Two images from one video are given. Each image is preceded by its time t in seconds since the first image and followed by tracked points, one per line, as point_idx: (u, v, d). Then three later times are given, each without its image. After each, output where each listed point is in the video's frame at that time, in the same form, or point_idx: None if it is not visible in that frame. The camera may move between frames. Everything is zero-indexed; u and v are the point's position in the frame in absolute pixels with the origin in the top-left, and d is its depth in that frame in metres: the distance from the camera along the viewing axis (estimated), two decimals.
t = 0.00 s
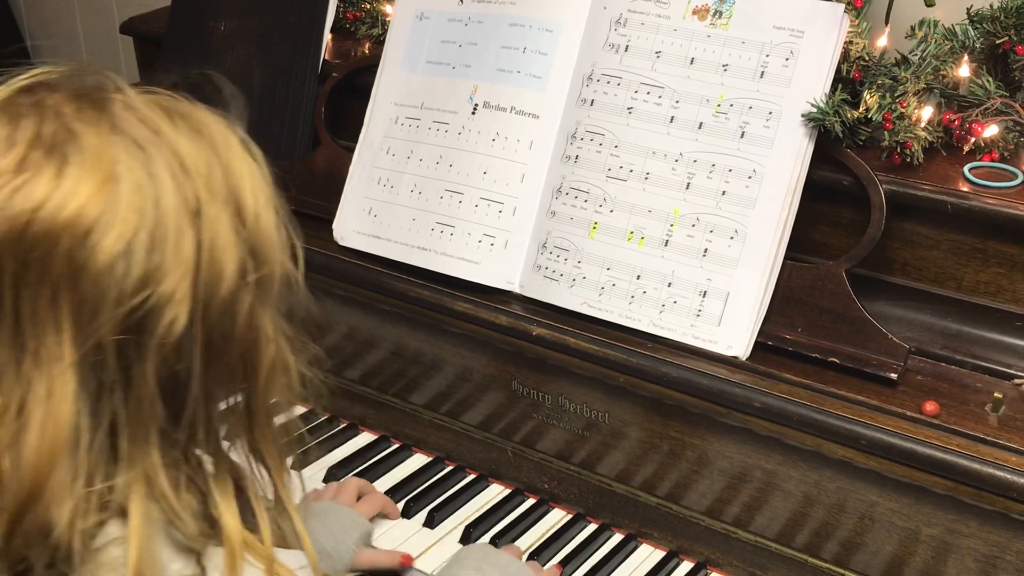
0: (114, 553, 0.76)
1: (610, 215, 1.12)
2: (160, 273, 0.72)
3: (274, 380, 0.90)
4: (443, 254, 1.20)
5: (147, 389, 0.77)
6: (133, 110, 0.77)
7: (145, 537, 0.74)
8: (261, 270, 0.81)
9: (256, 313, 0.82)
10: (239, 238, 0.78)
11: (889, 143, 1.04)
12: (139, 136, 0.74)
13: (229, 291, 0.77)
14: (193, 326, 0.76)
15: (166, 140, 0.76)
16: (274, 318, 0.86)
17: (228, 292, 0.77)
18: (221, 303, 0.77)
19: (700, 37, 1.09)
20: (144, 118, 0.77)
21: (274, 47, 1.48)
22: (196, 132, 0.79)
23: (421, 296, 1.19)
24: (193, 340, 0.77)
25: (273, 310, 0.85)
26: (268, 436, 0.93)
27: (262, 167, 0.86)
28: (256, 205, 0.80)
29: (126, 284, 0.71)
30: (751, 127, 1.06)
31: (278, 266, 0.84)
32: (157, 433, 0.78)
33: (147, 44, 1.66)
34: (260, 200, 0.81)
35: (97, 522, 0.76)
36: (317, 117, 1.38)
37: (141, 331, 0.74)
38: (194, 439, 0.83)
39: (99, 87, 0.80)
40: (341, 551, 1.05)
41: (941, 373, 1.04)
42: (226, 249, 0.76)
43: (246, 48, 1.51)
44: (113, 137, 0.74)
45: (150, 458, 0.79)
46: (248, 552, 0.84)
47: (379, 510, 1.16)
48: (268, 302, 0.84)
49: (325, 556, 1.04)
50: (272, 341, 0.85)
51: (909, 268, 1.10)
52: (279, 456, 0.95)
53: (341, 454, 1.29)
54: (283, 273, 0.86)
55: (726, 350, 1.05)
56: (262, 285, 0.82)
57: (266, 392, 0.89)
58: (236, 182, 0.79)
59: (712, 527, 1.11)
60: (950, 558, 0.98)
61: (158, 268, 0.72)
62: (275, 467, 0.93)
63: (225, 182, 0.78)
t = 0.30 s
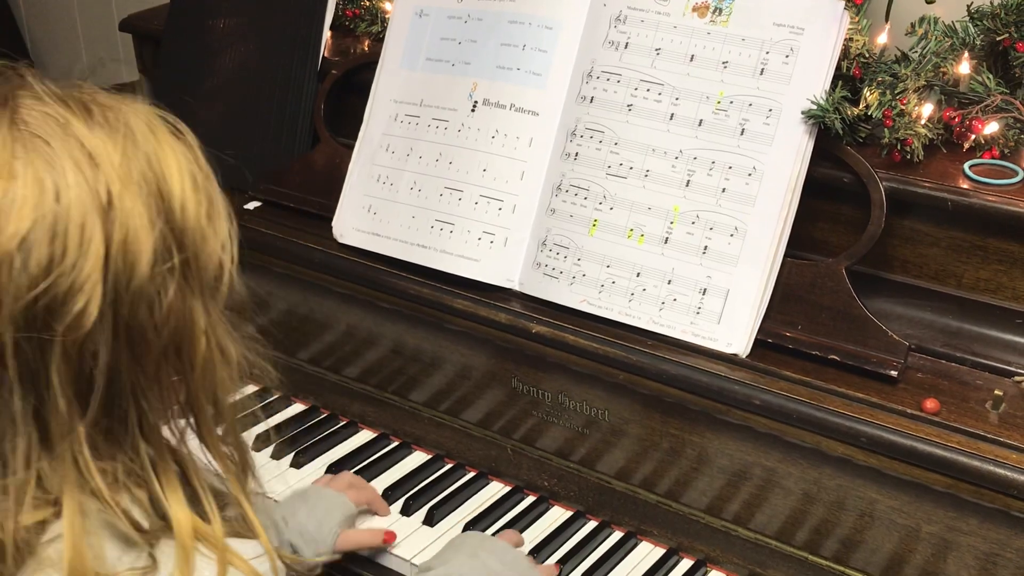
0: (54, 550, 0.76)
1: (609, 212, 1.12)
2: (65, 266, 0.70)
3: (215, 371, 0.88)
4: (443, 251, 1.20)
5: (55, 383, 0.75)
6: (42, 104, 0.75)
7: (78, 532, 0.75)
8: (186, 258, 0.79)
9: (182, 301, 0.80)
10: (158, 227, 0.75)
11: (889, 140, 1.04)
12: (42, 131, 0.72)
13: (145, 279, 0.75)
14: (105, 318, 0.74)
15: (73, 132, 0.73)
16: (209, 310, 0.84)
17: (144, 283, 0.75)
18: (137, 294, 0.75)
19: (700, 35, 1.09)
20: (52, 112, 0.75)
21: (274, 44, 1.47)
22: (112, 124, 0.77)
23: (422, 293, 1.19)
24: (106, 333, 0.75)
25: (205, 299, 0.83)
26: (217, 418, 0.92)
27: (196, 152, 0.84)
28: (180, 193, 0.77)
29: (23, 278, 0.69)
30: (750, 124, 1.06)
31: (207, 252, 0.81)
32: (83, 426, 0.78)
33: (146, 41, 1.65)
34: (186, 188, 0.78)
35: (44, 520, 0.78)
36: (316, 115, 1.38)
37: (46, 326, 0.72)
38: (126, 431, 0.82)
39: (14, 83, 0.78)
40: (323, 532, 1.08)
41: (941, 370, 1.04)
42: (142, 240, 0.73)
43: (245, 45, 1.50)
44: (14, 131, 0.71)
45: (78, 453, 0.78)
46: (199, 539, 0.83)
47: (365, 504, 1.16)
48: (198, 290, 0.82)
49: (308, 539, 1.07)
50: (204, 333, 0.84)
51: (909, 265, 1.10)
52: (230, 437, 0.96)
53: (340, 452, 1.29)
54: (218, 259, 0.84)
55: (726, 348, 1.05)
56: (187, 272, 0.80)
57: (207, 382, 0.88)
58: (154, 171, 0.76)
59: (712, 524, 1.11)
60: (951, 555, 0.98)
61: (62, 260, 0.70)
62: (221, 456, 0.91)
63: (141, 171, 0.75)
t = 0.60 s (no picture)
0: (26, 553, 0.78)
1: (609, 209, 1.12)
2: (50, 254, 0.74)
3: (191, 373, 0.93)
4: (443, 248, 1.19)
5: (34, 373, 0.78)
6: (32, 103, 0.80)
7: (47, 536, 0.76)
8: (168, 256, 0.84)
9: (162, 296, 0.84)
10: (141, 224, 0.81)
11: (889, 136, 1.04)
12: (31, 126, 0.77)
13: (126, 272, 0.79)
14: (86, 310, 0.78)
15: (60, 129, 0.78)
16: (188, 311, 0.89)
17: (126, 276, 0.79)
18: (119, 287, 0.79)
19: (700, 31, 1.09)
20: (40, 110, 0.79)
21: (275, 41, 1.46)
22: (99, 125, 0.82)
23: (422, 291, 1.19)
24: (86, 325, 0.79)
25: (185, 300, 0.88)
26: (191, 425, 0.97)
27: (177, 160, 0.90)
28: (164, 194, 0.83)
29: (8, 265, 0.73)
30: (751, 121, 1.05)
31: (187, 251, 0.86)
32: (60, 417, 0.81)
33: (146, 38, 1.65)
34: (171, 191, 0.84)
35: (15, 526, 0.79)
36: (316, 113, 1.38)
37: (28, 314, 0.76)
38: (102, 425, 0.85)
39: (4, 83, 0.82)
40: (335, 545, 1.06)
41: (942, 368, 1.04)
42: (124, 234, 0.79)
43: (245, 43, 1.50)
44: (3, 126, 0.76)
45: (53, 446, 0.81)
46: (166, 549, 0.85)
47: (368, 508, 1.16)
48: (179, 286, 0.86)
49: (320, 552, 1.05)
50: (185, 333, 0.88)
51: (909, 262, 1.10)
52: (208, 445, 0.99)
53: (339, 450, 1.28)
54: (198, 258, 0.89)
55: (726, 345, 1.05)
56: (167, 269, 0.84)
57: (182, 381, 0.92)
58: (140, 171, 0.81)
59: (712, 521, 1.11)
60: (952, 552, 0.97)
61: (49, 248, 0.74)
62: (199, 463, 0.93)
63: (127, 170, 0.80)
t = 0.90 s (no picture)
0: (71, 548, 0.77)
1: (609, 205, 1.12)
2: (81, 254, 0.71)
3: (229, 365, 0.88)
4: (442, 245, 1.20)
5: (73, 373, 0.75)
6: (57, 99, 0.76)
7: (91, 532, 0.75)
8: (200, 249, 0.80)
9: (194, 290, 0.80)
10: (171, 216, 0.76)
11: (889, 133, 1.04)
12: (54, 122, 0.73)
13: (158, 266, 0.75)
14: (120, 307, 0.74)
15: (84, 123, 0.74)
16: (222, 300, 0.84)
17: (158, 271, 0.76)
18: (150, 283, 0.76)
19: (700, 27, 1.09)
20: (64, 106, 0.75)
21: (276, 37, 1.47)
22: (123, 117, 0.78)
23: (421, 288, 1.19)
24: (121, 323, 0.75)
25: (220, 289, 0.83)
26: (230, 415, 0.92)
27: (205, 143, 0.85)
28: (192, 184, 0.79)
29: (40, 268, 0.70)
30: (751, 117, 1.06)
31: (219, 241, 0.82)
32: (99, 416, 0.77)
33: (145, 34, 1.65)
34: (199, 180, 0.79)
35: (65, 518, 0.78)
36: (316, 109, 1.38)
37: (62, 315, 0.73)
38: (140, 420, 0.81)
39: (28, 79, 0.79)
40: (341, 545, 1.06)
41: (942, 364, 1.04)
42: (154, 229, 0.74)
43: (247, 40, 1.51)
44: (28, 124, 0.72)
45: (94, 443, 0.78)
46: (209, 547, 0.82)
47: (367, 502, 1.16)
48: (212, 278, 0.82)
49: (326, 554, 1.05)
50: (219, 323, 0.84)
51: (908, 258, 1.10)
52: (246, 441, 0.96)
53: (340, 446, 1.28)
54: (229, 246, 0.84)
55: (726, 341, 1.05)
56: (200, 261, 0.80)
57: (221, 371, 0.87)
58: (167, 162, 0.77)
59: (712, 517, 1.11)
60: (951, 548, 0.98)
61: (79, 248, 0.71)
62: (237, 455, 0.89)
63: (153, 162, 0.76)
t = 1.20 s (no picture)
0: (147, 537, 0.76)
1: (607, 198, 1.12)
2: (190, 252, 0.70)
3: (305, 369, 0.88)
4: (439, 238, 1.19)
5: (175, 367, 0.74)
6: (171, 91, 0.76)
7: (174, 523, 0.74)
8: (295, 254, 0.79)
9: (286, 294, 0.79)
10: (272, 220, 0.75)
11: (887, 124, 1.03)
12: (171, 115, 0.73)
13: (259, 269, 0.74)
14: (222, 307, 0.74)
15: (199, 118, 0.74)
16: (307, 303, 0.83)
17: (259, 274, 0.75)
18: (250, 285, 0.75)
19: (697, 19, 1.09)
20: (180, 98, 0.75)
21: (275, 34, 1.46)
22: (233, 113, 0.78)
23: (419, 280, 1.19)
24: (221, 322, 0.74)
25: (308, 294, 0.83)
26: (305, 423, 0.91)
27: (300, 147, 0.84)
28: (291, 188, 0.77)
29: (152, 262, 0.69)
30: (748, 109, 1.05)
31: (314, 247, 0.81)
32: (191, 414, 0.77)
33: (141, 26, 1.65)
34: (297, 184, 0.78)
35: (130, 508, 0.76)
36: (313, 102, 1.37)
37: (168, 310, 0.72)
38: (223, 420, 0.81)
39: (138, 66, 0.79)
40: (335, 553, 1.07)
41: (940, 356, 1.04)
42: (258, 230, 0.74)
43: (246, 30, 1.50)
44: (147, 115, 0.72)
45: (185, 440, 0.77)
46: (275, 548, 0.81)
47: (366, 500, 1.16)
48: (303, 283, 0.81)
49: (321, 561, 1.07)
50: (304, 327, 0.83)
51: (908, 250, 1.10)
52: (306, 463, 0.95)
53: (337, 441, 1.28)
54: (319, 251, 0.83)
55: (724, 334, 1.05)
56: (295, 265, 0.79)
57: (298, 374, 0.87)
58: (270, 163, 0.76)
59: (710, 510, 1.11)
60: (949, 540, 0.97)
61: (189, 246, 0.70)
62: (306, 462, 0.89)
63: (260, 162, 0.75)
